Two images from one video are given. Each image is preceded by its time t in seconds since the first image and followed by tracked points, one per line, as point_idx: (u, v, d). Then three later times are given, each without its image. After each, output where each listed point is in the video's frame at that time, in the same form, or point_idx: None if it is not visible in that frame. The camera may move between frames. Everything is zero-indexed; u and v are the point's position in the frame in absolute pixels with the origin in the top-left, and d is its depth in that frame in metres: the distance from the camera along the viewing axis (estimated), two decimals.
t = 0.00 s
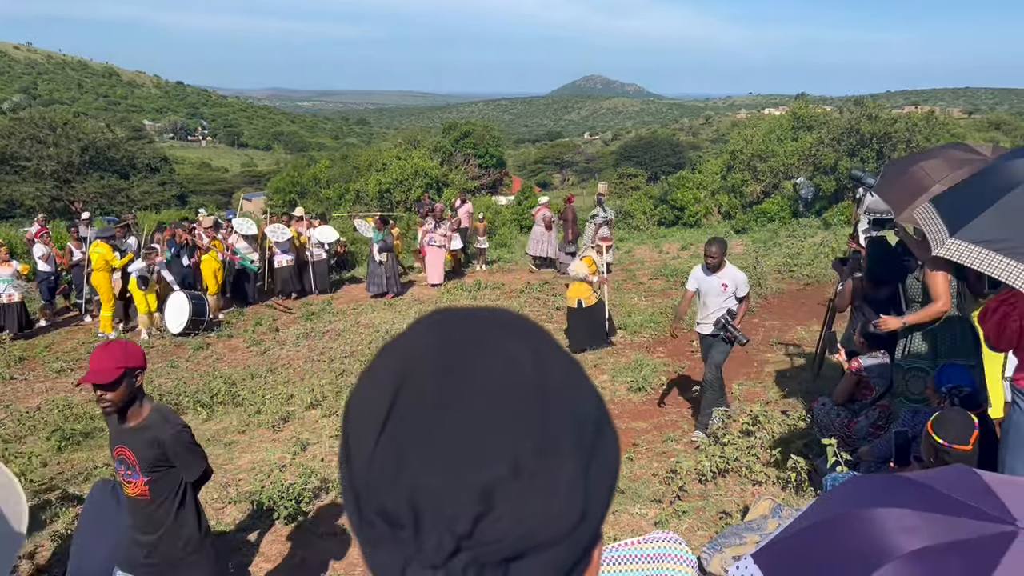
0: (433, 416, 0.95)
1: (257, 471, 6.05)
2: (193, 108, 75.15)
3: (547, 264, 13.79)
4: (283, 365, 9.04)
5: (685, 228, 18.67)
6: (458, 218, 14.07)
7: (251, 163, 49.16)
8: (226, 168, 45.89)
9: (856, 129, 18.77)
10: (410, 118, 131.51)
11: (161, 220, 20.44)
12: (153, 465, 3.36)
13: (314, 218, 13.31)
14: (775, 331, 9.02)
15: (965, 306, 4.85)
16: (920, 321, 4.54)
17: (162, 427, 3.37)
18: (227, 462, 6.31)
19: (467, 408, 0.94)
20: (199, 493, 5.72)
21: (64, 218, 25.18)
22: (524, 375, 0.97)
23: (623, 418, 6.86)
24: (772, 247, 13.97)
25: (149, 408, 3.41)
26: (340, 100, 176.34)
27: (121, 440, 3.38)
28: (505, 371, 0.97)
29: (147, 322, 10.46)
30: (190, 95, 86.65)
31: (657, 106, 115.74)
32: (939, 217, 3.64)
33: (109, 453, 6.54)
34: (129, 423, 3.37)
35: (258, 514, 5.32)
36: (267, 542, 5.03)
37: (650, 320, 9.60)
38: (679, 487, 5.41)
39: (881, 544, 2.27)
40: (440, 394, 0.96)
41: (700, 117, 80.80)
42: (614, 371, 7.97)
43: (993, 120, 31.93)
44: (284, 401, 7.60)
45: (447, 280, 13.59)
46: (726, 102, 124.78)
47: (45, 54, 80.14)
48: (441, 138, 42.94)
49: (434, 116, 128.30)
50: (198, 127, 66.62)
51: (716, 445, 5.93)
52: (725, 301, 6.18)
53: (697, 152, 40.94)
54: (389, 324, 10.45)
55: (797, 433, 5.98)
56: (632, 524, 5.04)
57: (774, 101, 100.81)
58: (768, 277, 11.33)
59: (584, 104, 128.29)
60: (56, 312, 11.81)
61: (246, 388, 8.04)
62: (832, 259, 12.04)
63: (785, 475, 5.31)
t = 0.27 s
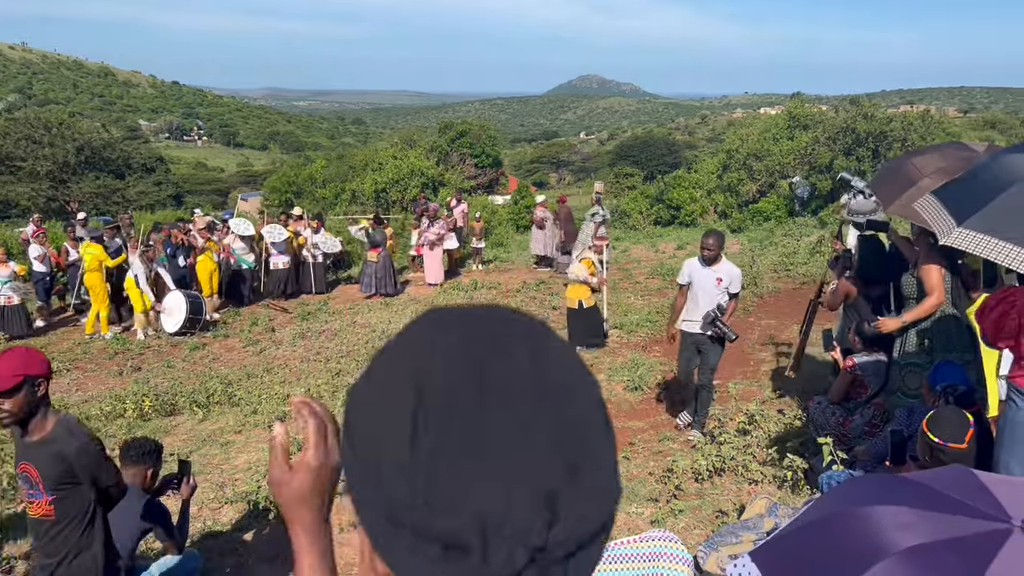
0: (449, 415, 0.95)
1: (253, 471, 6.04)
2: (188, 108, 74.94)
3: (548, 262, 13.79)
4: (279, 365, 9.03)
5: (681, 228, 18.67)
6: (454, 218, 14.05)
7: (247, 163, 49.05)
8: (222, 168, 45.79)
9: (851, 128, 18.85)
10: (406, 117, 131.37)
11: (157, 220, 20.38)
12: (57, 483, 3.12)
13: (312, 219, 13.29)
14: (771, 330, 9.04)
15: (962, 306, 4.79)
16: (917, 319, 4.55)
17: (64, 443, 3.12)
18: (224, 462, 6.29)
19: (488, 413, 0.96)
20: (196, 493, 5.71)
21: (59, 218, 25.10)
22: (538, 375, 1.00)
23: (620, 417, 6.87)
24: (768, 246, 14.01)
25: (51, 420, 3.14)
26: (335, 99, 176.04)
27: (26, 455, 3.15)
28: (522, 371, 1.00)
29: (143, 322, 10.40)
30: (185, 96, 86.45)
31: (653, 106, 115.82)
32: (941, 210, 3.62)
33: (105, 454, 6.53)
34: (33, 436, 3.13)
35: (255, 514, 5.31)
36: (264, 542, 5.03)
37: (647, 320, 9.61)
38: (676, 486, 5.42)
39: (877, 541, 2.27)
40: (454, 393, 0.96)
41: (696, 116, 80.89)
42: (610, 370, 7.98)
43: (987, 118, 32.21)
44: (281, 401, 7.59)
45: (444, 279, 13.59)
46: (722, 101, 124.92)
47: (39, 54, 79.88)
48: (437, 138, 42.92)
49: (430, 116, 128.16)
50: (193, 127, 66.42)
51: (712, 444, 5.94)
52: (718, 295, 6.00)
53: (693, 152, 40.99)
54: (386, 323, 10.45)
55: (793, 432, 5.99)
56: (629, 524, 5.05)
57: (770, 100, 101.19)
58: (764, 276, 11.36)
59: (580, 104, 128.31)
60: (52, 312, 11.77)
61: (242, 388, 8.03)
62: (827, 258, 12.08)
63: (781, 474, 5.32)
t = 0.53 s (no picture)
0: (472, 406, 0.93)
1: (252, 471, 6.04)
2: (187, 108, 74.94)
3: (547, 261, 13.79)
4: (278, 365, 9.03)
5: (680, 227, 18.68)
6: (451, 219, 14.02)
7: (245, 163, 49.00)
8: (221, 168, 45.79)
9: (849, 127, 18.88)
10: (405, 117, 131.32)
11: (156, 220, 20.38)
12: None
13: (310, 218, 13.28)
14: (770, 329, 9.06)
15: (961, 305, 4.76)
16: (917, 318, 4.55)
17: None
18: (222, 462, 6.29)
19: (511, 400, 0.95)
20: (194, 493, 5.70)
21: (58, 218, 25.08)
22: (550, 368, 1.02)
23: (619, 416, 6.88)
24: (767, 245, 14.02)
25: None
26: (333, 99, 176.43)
27: None
28: (536, 363, 1.00)
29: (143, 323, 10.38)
30: (184, 96, 86.42)
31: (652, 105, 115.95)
32: (950, 209, 3.57)
33: (103, 453, 6.52)
34: None
35: (253, 513, 5.31)
36: (262, 542, 5.03)
37: (645, 319, 9.61)
38: (675, 485, 5.41)
39: (873, 540, 2.27)
40: (474, 386, 0.95)
41: (694, 116, 80.94)
42: (609, 370, 7.98)
43: (984, 118, 32.33)
44: (279, 400, 7.58)
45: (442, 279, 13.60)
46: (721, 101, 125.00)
47: (37, 54, 79.85)
48: (435, 138, 42.92)
49: (429, 116, 128.13)
50: (192, 127, 66.39)
51: (711, 443, 5.95)
52: (707, 301, 5.85)
53: (691, 151, 41.02)
54: (384, 323, 10.45)
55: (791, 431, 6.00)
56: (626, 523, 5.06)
57: (768, 100, 101.39)
58: (762, 275, 11.37)
59: (579, 104, 128.38)
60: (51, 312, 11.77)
61: (240, 388, 8.03)
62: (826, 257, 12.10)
63: (779, 473, 5.32)
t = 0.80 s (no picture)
0: (497, 409, 0.96)
1: (252, 470, 6.04)
2: (188, 108, 75.02)
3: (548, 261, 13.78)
4: (278, 364, 9.03)
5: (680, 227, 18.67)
6: (452, 218, 14.01)
7: (246, 163, 49.02)
8: (221, 168, 45.84)
9: (850, 127, 18.84)
10: (406, 117, 131.39)
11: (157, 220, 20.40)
12: None
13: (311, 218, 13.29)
14: (771, 329, 9.05)
15: (962, 304, 4.74)
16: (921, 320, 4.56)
17: None
18: (223, 462, 6.29)
19: (530, 401, 0.97)
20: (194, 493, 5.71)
21: (59, 218, 25.12)
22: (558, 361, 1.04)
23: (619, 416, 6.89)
24: (767, 245, 14.00)
25: None
26: (334, 98, 176.51)
27: None
28: (551, 358, 1.02)
29: (143, 322, 10.42)
30: (185, 95, 86.49)
31: (653, 105, 115.86)
32: (964, 203, 3.50)
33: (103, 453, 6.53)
34: None
35: (253, 513, 5.31)
36: (262, 541, 5.03)
37: (646, 319, 9.61)
38: (675, 485, 5.42)
39: (875, 541, 2.27)
40: (492, 389, 0.98)
41: (695, 115, 80.86)
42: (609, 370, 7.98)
43: (986, 118, 32.27)
44: (280, 400, 7.58)
45: (443, 279, 13.59)
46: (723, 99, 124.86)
47: (39, 54, 80.03)
48: (436, 137, 42.92)
49: (430, 115, 128.13)
50: (193, 127, 66.46)
51: (711, 443, 5.95)
52: (693, 306, 5.77)
53: (692, 151, 40.99)
54: (385, 322, 10.45)
55: (792, 431, 5.99)
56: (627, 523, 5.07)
57: (769, 100, 101.34)
58: (763, 275, 11.37)
59: (580, 103, 128.32)
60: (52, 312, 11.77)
61: (241, 387, 8.03)
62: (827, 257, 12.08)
63: (779, 473, 5.32)
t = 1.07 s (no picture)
0: (512, 399, 0.93)
1: (255, 469, 6.06)
2: (191, 107, 75.14)
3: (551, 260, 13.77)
4: (281, 363, 9.03)
5: (684, 226, 18.64)
6: (455, 218, 13.98)
7: (249, 162, 49.07)
8: (225, 166, 45.94)
9: (854, 126, 18.75)
10: (409, 116, 131.46)
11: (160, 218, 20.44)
12: None
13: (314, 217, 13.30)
14: (774, 329, 9.03)
15: (968, 304, 4.69)
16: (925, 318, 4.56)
17: None
18: (225, 460, 6.30)
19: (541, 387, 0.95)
20: (197, 491, 5.72)
21: (63, 217, 25.19)
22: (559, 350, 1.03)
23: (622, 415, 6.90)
24: (771, 245, 13.97)
25: None
26: (337, 97, 176.61)
27: None
28: (555, 349, 1.01)
29: (147, 321, 10.46)
30: (188, 94, 86.66)
31: (656, 104, 115.66)
32: (982, 194, 3.44)
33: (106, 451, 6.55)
34: None
35: (256, 512, 5.32)
36: (264, 540, 5.04)
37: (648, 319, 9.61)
38: (677, 485, 5.42)
39: (882, 543, 2.27)
40: (505, 378, 0.95)
41: (698, 114, 80.62)
42: (612, 369, 7.98)
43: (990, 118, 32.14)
44: (283, 399, 7.59)
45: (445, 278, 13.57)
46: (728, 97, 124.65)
47: (43, 53, 80.31)
48: (439, 136, 42.89)
49: (433, 114, 128.17)
50: (196, 126, 66.57)
51: (714, 442, 5.94)
52: (675, 302, 5.73)
53: (695, 150, 40.89)
54: (388, 321, 10.45)
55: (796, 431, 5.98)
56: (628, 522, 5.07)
57: (772, 99, 101.25)
58: (766, 275, 11.35)
59: (583, 102, 128.17)
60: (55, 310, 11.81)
61: (243, 386, 8.04)
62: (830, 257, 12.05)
63: (782, 473, 5.31)
